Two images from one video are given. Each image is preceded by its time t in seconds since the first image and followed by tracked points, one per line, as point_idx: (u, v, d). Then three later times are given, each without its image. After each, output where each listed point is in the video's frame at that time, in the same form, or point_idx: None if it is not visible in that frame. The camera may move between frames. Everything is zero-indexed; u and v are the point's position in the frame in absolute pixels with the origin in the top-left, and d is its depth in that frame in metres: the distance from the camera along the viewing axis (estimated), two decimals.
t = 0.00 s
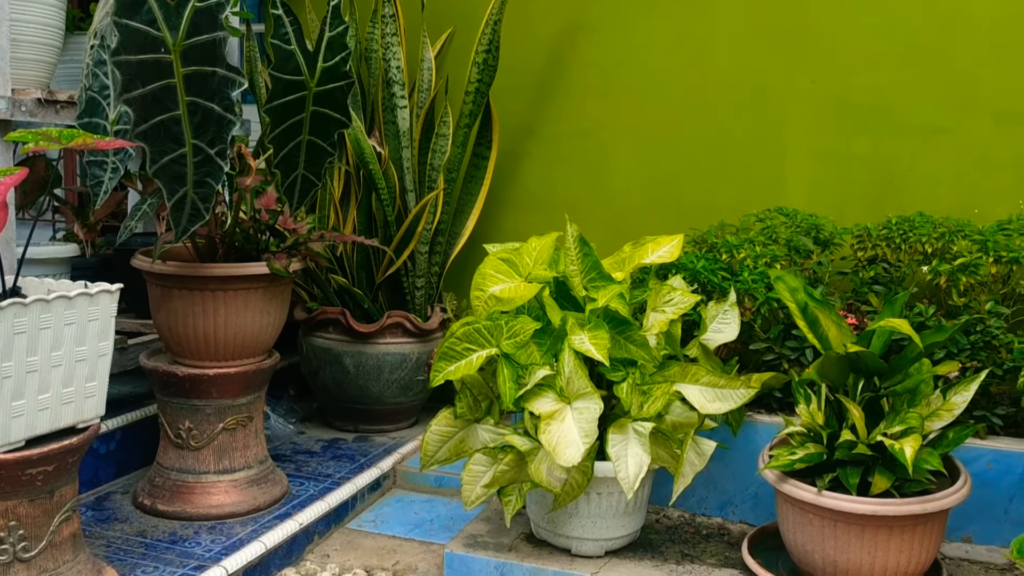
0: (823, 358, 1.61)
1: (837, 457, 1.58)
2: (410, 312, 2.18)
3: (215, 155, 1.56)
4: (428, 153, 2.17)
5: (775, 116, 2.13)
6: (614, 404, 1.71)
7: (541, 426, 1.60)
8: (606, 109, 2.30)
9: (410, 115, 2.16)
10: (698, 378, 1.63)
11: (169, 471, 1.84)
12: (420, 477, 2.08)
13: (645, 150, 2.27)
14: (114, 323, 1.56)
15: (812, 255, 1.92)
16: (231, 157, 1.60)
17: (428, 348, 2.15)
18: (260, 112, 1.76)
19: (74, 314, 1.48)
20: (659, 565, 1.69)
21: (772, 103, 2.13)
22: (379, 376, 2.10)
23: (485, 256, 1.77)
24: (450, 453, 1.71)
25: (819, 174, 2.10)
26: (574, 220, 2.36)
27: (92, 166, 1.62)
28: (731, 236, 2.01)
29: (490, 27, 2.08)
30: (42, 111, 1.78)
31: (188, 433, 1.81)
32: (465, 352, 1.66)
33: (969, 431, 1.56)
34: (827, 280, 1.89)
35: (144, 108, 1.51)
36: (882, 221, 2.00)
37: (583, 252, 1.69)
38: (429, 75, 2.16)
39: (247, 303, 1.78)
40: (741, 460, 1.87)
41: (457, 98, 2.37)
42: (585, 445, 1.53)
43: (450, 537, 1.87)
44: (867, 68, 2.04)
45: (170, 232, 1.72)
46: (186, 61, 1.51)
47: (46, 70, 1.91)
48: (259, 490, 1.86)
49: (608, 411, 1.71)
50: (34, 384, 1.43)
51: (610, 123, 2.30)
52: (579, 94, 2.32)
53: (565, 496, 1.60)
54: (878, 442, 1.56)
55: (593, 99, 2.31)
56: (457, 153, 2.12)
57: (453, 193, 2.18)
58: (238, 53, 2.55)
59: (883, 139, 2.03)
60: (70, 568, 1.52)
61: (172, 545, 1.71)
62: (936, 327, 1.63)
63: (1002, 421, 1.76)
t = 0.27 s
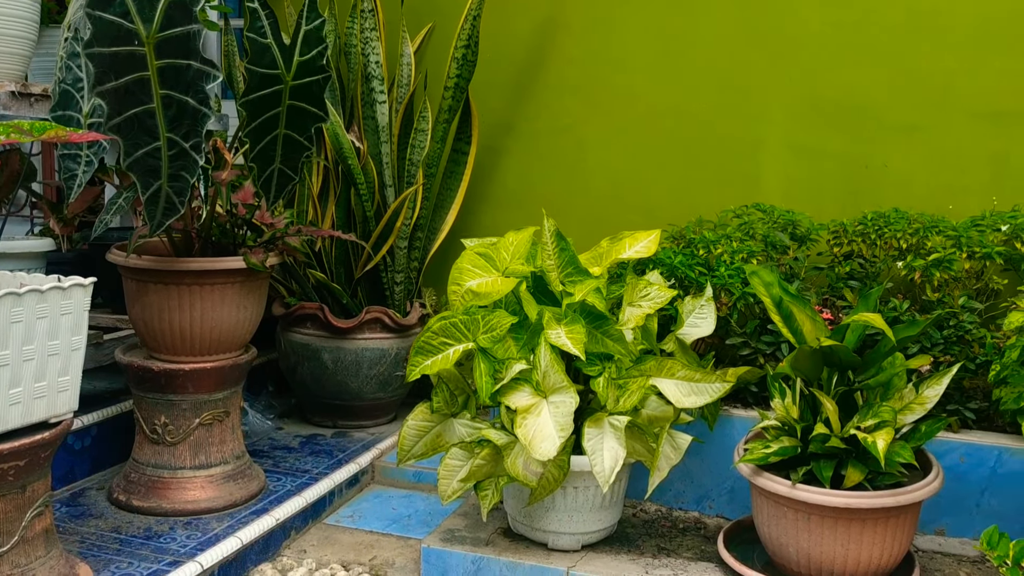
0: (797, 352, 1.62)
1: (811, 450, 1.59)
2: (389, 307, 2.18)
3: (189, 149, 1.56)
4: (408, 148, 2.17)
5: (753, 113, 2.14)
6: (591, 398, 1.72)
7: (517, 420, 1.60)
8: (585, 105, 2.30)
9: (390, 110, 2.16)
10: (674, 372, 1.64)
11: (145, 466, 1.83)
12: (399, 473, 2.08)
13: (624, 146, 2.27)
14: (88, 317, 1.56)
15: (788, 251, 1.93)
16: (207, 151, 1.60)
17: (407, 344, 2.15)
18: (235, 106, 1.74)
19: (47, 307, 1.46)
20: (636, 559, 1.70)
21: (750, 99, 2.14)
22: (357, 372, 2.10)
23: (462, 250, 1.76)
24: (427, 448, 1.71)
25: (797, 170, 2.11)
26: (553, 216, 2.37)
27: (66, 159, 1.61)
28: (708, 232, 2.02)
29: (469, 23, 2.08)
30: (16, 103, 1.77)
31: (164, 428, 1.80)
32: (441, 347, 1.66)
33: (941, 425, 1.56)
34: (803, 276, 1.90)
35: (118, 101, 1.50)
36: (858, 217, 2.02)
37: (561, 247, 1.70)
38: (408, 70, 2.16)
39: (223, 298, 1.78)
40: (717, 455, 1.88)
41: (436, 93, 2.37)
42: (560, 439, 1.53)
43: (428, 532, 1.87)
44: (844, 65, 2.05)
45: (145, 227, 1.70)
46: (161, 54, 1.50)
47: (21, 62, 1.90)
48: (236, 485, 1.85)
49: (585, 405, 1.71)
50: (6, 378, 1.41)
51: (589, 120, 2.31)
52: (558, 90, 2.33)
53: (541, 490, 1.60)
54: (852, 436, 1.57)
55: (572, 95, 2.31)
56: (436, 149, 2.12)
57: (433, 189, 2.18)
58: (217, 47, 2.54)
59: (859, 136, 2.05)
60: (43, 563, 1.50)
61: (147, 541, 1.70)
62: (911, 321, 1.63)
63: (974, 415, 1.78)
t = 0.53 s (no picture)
0: (772, 345, 1.62)
1: (787, 443, 1.59)
2: (369, 302, 2.17)
3: (165, 141, 1.55)
4: (387, 142, 2.17)
5: (732, 108, 2.15)
6: (569, 392, 1.72)
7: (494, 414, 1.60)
8: (566, 100, 2.31)
9: (369, 104, 2.15)
10: (651, 365, 1.65)
11: (121, 462, 1.82)
12: (378, 468, 2.08)
13: (604, 141, 2.28)
14: (62, 311, 1.54)
15: (766, 246, 1.94)
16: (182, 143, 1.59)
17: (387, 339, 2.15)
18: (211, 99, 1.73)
19: (20, 300, 1.45)
20: (613, 552, 1.70)
21: (729, 95, 2.15)
22: (336, 367, 2.10)
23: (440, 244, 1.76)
24: (404, 442, 1.71)
25: (775, 166, 2.12)
26: (534, 211, 2.37)
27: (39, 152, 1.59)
28: (687, 227, 2.02)
29: (448, 17, 2.08)
30: None
31: (140, 423, 1.79)
32: (419, 341, 1.65)
33: (915, 417, 1.58)
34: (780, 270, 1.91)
35: (91, 93, 1.49)
36: (835, 212, 2.03)
37: (538, 241, 1.70)
38: (388, 64, 2.16)
39: (200, 293, 1.77)
40: (695, 449, 1.89)
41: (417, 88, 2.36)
42: (538, 432, 1.53)
43: (406, 526, 1.87)
44: (821, 61, 2.06)
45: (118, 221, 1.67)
46: (134, 46, 1.49)
47: None
48: (213, 480, 1.84)
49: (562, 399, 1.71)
50: None
51: (569, 115, 2.31)
52: (538, 86, 2.33)
53: (519, 483, 1.60)
54: (827, 429, 1.57)
55: (553, 90, 2.32)
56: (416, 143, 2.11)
57: (412, 183, 2.18)
58: (195, 40, 2.52)
59: (836, 132, 2.06)
60: (16, 559, 1.47)
61: (122, 536, 1.68)
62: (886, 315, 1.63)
63: (949, 408, 1.79)
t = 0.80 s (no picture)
0: (749, 340, 1.62)
1: (763, 437, 1.60)
2: (350, 298, 2.17)
3: (140, 136, 1.54)
4: (367, 138, 2.17)
5: (712, 104, 2.16)
6: (548, 387, 1.73)
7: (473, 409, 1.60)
8: (547, 96, 2.31)
9: (350, 99, 2.15)
10: (630, 360, 1.65)
11: (99, 459, 1.81)
12: (359, 464, 2.08)
13: (585, 137, 2.28)
14: (37, 306, 1.53)
15: (744, 242, 1.95)
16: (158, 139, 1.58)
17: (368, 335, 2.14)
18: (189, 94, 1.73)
19: None
20: (592, 547, 1.71)
21: (709, 91, 2.16)
22: (317, 363, 2.09)
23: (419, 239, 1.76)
24: (383, 438, 1.71)
25: (754, 162, 2.13)
26: (515, 207, 2.37)
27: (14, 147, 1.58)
28: (667, 222, 2.03)
29: (429, 13, 2.07)
30: None
31: (118, 420, 1.78)
32: (398, 336, 1.65)
33: (890, 411, 1.59)
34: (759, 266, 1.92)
35: (66, 88, 1.48)
36: (814, 208, 2.05)
37: (517, 236, 1.70)
38: (368, 60, 2.15)
39: (178, 289, 1.76)
40: (674, 443, 1.90)
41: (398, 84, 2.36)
42: (516, 427, 1.54)
43: (386, 522, 1.87)
44: (800, 57, 2.07)
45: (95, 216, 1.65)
46: (109, 41, 1.48)
47: None
48: (192, 477, 1.84)
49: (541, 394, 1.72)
50: None
51: (550, 111, 2.31)
52: (520, 82, 2.33)
53: (497, 478, 1.61)
54: (803, 422, 1.58)
55: (533, 86, 2.32)
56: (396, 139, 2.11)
57: (393, 179, 2.18)
58: (174, 36, 2.51)
59: (815, 128, 2.07)
60: None
61: (100, 533, 1.68)
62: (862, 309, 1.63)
63: (925, 402, 1.81)
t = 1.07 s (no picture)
0: (725, 334, 1.64)
1: (740, 430, 1.61)
2: (330, 295, 2.17)
3: (116, 132, 1.54)
4: (347, 134, 2.16)
5: (691, 100, 2.17)
6: (527, 382, 1.74)
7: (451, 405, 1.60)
8: (527, 92, 2.31)
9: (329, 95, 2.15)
10: (608, 355, 1.65)
11: (77, 456, 1.80)
12: (340, 461, 2.09)
13: (565, 133, 2.29)
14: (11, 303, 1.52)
15: (723, 237, 1.96)
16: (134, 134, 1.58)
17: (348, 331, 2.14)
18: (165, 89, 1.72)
19: None
20: (571, 541, 1.72)
21: (689, 87, 2.17)
22: (297, 360, 2.09)
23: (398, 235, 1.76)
24: (362, 434, 1.71)
25: (733, 158, 2.14)
26: (496, 203, 2.37)
27: None
28: (646, 218, 2.04)
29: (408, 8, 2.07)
30: None
31: (96, 417, 1.77)
32: (376, 332, 1.65)
33: (865, 405, 1.60)
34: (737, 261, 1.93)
35: (40, 83, 1.47)
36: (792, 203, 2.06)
37: (496, 232, 1.69)
38: (349, 56, 2.15)
39: (156, 285, 1.75)
40: (653, 438, 1.91)
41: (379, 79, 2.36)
42: (494, 422, 1.54)
43: (366, 518, 1.87)
44: (778, 53, 2.08)
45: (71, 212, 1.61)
46: (84, 35, 1.47)
47: None
48: (171, 474, 1.83)
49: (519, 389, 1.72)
50: None
51: (531, 107, 2.31)
52: (500, 77, 2.33)
53: (476, 473, 1.61)
54: (780, 416, 1.60)
55: (514, 82, 2.32)
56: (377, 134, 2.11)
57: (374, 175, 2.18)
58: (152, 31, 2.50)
59: (793, 124, 2.08)
60: None
61: (78, 531, 1.67)
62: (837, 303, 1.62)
63: (901, 396, 1.83)
